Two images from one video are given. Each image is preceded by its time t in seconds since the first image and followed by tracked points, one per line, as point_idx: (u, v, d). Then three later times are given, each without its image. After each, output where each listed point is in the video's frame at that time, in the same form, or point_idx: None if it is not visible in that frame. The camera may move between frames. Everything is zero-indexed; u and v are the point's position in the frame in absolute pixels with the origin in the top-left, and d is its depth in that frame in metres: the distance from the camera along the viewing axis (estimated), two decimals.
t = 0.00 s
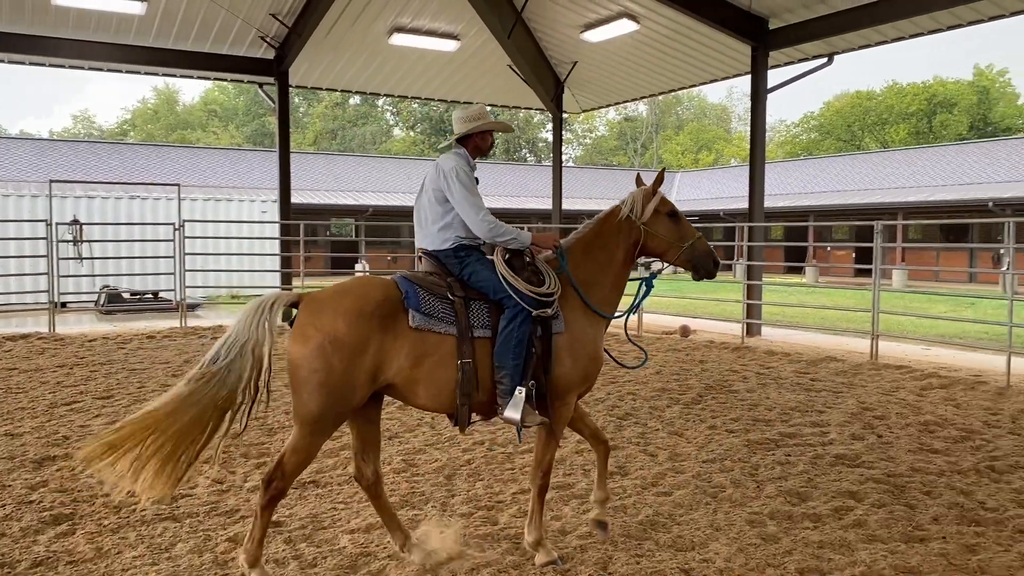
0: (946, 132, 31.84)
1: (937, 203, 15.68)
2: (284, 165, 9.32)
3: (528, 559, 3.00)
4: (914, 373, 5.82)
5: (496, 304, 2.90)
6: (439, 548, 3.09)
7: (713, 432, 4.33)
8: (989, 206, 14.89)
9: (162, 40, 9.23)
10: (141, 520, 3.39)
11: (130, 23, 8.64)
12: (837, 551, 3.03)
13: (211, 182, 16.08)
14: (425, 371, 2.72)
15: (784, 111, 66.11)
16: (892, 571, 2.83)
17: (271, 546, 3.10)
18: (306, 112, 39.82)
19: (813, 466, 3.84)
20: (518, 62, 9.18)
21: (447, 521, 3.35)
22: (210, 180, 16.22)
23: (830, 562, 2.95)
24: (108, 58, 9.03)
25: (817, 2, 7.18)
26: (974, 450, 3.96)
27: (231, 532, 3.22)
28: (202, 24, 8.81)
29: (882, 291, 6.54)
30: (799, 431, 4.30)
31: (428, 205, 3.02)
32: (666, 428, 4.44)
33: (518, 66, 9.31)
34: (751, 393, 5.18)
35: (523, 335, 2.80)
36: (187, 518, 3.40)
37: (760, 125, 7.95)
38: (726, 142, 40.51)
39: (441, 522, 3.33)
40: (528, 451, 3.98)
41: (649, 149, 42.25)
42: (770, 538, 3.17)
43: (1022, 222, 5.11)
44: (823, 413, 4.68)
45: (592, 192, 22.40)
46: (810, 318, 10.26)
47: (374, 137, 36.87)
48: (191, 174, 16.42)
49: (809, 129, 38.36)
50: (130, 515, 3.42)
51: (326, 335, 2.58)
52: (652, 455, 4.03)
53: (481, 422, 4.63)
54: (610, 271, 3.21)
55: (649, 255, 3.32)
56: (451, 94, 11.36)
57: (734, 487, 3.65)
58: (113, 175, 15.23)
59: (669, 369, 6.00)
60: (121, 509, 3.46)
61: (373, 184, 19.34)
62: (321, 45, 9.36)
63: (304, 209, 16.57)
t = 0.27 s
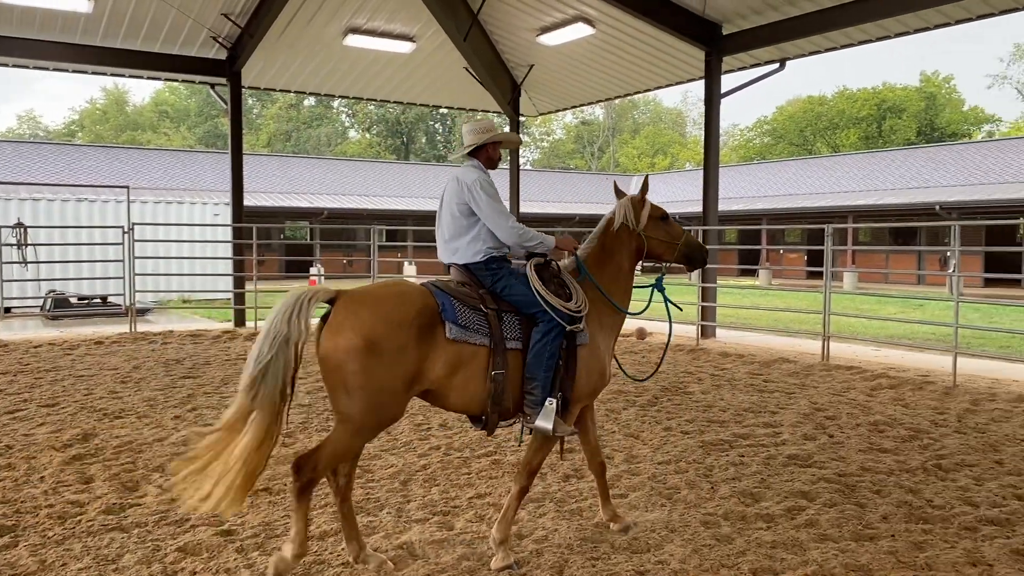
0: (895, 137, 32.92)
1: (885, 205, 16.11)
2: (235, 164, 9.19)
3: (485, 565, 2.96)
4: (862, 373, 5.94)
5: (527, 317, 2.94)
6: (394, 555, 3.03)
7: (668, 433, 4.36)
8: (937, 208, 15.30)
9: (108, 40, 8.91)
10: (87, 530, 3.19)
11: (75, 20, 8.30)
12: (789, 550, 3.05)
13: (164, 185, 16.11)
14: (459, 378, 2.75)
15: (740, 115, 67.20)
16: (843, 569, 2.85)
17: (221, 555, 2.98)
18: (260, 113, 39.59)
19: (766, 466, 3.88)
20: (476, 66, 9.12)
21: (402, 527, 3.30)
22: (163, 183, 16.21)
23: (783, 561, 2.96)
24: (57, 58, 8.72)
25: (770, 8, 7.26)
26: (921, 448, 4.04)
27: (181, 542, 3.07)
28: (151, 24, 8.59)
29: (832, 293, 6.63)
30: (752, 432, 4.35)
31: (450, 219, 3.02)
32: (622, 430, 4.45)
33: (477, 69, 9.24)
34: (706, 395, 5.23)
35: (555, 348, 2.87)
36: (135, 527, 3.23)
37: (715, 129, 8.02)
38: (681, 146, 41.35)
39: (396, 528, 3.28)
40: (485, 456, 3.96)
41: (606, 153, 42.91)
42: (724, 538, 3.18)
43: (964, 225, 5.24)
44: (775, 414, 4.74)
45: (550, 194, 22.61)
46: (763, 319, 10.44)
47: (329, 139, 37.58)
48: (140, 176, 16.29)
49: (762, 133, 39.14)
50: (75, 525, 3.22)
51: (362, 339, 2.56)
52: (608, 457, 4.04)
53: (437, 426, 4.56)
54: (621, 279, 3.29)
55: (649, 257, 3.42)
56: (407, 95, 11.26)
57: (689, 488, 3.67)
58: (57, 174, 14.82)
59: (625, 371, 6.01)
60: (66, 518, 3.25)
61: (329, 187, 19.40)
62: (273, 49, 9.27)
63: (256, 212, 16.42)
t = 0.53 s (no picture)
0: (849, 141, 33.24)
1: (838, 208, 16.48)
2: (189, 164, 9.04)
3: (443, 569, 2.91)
4: (816, 373, 6.04)
5: (547, 309, 3.04)
6: (352, 560, 2.97)
7: (627, 433, 4.38)
8: (889, 211, 15.67)
9: (57, 39, 8.67)
10: (34, 540, 3.04)
11: (23, 19, 8.05)
12: (745, 548, 3.07)
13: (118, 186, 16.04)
14: (490, 370, 2.83)
15: (699, 117, 68.24)
16: (798, 566, 2.88)
17: (174, 563, 2.87)
18: (216, 113, 39.24)
19: (722, 466, 3.91)
20: (435, 67, 9.09)
21: (360, 532, 3.25)
22: (114, 185, 16.07)
23: (739, 559, 2.97)
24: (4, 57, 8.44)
25: (726, 13, 7.31)
26: (874, 446, 4.12)
27: (133, 550, 2.94)
28: (102, 23, 8.37)
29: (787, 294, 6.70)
30: (710, 432, 4.39)
31: (471, 215, 3.09)
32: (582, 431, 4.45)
33: (435, 70, 9.21)
34: (665, 396, 5.26)
35: (574, 339, 3.01)
36: (85, 536, 3.08)
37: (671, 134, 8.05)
38: (640, 149, 41.99)
39: (353, 533, 3.22)
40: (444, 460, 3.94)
41: (565, 156, 44.55)
42: (681, 537, 3.19)
43: (910, 227, 5.33)
44: (732, 413, 4.79)
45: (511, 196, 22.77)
46: (721, 320, 10.58)
47: (287, 140, 37.40)
48: (91, 177, 16.15)
49: (718, 136, 39.81)
50: (24, 535, 3.08)
51: (401, 336, 2.62)
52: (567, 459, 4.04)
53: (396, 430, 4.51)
54: (631, 279, 3.51)
55: (658, 270, 3.68)
56: (367, 96, 11.19)
57: (647, 489, 3.69)
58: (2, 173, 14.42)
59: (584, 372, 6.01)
60: (14, 528, 3.11)
61: (286, 188, 19.37)
62: (228, 49, 9.15)
63: (212, 214, 16.36)
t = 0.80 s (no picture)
0: (806, 142, 34.35)
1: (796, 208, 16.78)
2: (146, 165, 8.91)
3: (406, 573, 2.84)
4: (774, 372, 6.12)
5: (574, 307, 3.14)
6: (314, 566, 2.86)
7: (590, 434, 4.38)
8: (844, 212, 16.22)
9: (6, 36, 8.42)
10: None
11: None
12: (707, 547, 3.07)
13: (72, 185, 15.87)
14: (522, 365, 2.91)
15: (659, 119, 69.32)
16: (758, 564, 2.89)
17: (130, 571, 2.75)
18: (173, 113, 38.76)
19: (684, 464, 3.94)
20: (396, 66, 9.07)
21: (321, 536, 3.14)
22: (68, 184, 15.86)
23: (700, 558, 2.98)
24: None
25: (685, 16, 7.36)
26: (832, 444, 4.18)
27: (87, 559, 2.81)
28: (54, 21, 8.16)
29: (746, 294, 6.76)
30: (672, 431, 4.42)
31: (493, 222, 3.14)
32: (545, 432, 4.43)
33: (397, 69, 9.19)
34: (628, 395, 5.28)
35: (602, 333, 3.10)
36: (38, 544, 2.95)
37: (632, 134, 8.07)
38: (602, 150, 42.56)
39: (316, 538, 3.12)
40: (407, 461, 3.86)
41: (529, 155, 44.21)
42: (643, 537, 3.19)
43: (866, 226, 5.41)
44: (693, 412, 4.84)
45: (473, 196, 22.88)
46: (682, 319, 10.70)
47: (246, 139, 37.09)
48: (44, 177, 15.93)
49: (679, 137, 40.36)
50: None
51: (439, 330, 2.69)
52: (530, 460, 4.04)
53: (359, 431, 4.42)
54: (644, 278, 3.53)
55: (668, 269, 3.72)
56: (328, 95, 11.11)
57: (610, 488, 3.69)
58: None
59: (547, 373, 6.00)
60: None
61: (246, 189, 19.27)
62: (185, 48, 8.98)
63: (167, 214, 16.22)
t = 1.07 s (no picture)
0: (766, 143, 35.15)
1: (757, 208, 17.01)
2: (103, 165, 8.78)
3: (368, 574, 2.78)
4: (735, 370, 6.20)
5: (595, 297, 3.27)
6: (275, 570, 2.78)
7: (555, 432, 4.38)
8: (802, 212, 16.60)
9: None
10: None
11: None
12: (669, 543, 3.07)
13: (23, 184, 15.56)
14: (549, 353, 3.01)
15: (622, 120, 70.18)
16: (720, 560, 2.88)
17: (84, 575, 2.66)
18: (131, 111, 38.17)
19: (647, 462, 3.96)
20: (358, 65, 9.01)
21: (283, 538, 3.05)
22: (21, 184, 15.57)
23: (663, 554, 2.96)
24: None
25: (648, 18, 7.42)
26: (792, 440, 4.24)
27: (40, 565, 2.73)
28: (8, 16, 7.93)
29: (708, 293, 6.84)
30: (636, 428, 4.45)
31: (516, 219, 3.26)
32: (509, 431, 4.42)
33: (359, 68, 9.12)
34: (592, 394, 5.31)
35: (621, 323, 3.26)
36: None
37: (593, 133, 8.10)
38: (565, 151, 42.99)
39: (277, 540, 3.03)
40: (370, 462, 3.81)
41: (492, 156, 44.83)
42: (607, 535, 3.18)
43: (824, 225, 5.48)
44: (657, 410, 4.88)
45: (438, 195, 22.90)
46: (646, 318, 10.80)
47: (206, 138, 36.68)
48: None
49: (642, 138, 40.80)
50: None
51: (470, 319, 2.76)
52: (495, 459, 4.02)
53: (322, 431, 4.36)
54: (648, 275, 3.67)
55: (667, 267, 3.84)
56: (293, 94, 11.01)
57: (574, 486, 3.68)
58: None
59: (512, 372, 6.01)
60: None
61: (206, 188, 19.06)
62: (143, 44, 8.78)
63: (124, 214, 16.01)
